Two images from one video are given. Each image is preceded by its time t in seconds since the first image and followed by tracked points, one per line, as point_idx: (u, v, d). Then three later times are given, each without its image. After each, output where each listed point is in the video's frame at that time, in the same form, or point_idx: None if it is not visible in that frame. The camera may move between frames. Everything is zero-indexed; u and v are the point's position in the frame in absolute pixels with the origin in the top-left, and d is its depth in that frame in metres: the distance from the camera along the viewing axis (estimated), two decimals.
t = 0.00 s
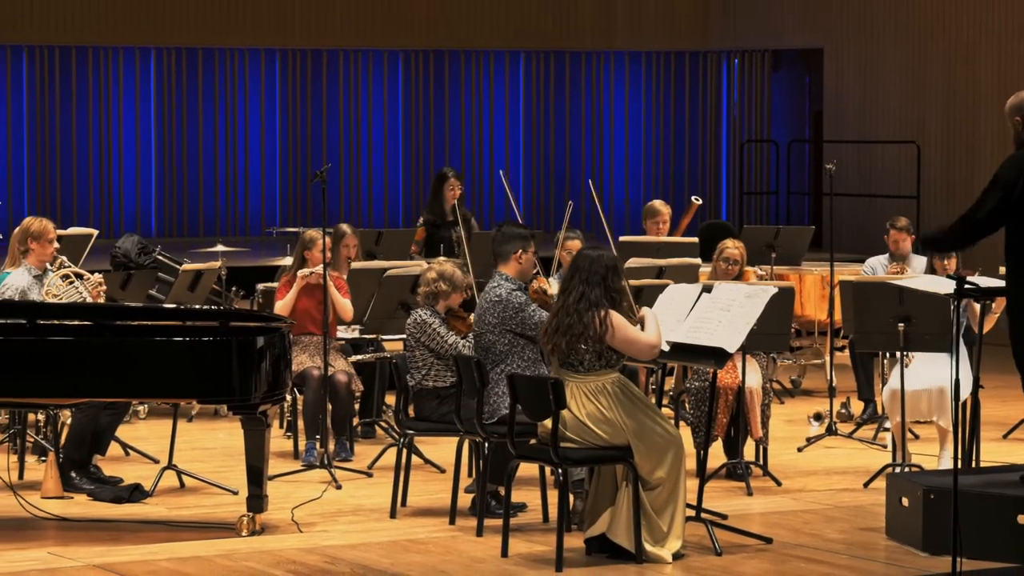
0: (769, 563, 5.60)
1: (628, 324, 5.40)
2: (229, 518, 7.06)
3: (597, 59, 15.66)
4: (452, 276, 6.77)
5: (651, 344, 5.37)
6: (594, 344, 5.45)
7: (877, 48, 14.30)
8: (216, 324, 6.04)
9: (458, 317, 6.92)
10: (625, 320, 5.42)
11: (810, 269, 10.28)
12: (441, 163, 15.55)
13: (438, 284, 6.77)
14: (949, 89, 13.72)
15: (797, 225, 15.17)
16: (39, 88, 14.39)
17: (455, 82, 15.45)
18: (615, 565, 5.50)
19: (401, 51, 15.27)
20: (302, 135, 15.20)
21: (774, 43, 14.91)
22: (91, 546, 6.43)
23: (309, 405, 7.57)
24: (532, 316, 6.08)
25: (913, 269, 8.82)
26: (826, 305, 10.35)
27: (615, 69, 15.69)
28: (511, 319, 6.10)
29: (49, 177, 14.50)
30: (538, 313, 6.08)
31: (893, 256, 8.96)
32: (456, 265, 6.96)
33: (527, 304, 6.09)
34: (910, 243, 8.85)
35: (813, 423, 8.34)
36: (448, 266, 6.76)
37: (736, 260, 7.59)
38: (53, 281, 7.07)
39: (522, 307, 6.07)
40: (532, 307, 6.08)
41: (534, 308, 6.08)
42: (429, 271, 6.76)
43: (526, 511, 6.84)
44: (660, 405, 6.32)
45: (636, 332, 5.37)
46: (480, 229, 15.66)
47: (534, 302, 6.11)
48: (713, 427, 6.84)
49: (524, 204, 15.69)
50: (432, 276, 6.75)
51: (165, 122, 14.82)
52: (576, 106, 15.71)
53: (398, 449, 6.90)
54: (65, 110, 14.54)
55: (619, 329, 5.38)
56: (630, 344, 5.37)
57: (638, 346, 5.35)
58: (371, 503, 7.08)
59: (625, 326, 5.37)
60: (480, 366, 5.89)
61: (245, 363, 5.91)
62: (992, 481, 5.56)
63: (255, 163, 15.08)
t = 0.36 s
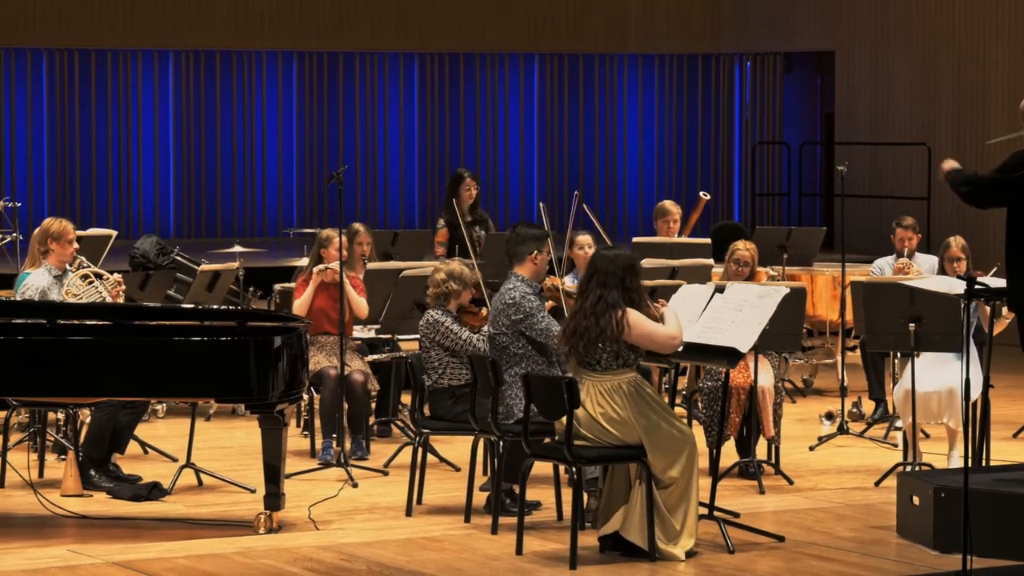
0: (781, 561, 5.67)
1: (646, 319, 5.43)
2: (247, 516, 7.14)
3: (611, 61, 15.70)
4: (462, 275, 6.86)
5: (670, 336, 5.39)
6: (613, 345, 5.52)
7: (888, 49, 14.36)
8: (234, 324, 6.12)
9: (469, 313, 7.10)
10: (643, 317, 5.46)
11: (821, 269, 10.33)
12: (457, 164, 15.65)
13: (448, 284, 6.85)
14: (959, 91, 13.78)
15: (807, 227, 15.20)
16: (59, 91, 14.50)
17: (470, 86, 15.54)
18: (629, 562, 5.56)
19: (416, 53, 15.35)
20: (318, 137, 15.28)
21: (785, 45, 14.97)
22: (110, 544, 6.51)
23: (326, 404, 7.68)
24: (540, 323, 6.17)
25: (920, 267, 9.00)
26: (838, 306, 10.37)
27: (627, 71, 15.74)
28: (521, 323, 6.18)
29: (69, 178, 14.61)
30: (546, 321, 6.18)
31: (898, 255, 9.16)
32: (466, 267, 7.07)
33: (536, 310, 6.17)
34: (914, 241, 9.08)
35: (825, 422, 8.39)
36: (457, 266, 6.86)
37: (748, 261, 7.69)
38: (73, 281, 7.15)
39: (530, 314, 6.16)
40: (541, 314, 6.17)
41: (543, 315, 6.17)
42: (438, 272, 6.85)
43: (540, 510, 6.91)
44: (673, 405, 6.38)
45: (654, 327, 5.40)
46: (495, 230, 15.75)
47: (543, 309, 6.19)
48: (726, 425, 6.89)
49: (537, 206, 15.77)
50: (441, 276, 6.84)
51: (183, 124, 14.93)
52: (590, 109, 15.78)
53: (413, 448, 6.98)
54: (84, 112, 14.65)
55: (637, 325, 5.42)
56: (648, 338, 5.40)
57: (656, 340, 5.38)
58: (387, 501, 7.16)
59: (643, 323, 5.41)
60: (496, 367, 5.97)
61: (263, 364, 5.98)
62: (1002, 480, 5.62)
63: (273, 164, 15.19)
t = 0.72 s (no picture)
0: (791, 558, 5.74)
1: (663, 328, 5.52)
2: (263, 514, 7.23)
3: (623, 64, 15.78)
4: (478, 277, 6.94)
5: (685, 346, 5.49)
6: (628, 353, 5.62)
7: (897, 52, 14.43)
8: (250, 324, 6.20)
9: (481, 315, 7.11)
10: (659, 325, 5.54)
11: (831, 270, 10.40)
12: (470, 165, 15.75)
13: (464, 286, 6.93)
14: (968, 93, 13.88)
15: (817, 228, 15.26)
16: (77, 94, 14.62)
17: (483, 89, 15.62)
18: (641, 560, 5.64)
19: (430, 57, 15.43)
20: (333, 139, 15.38)
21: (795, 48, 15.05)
22: (128, 541, 6.60)
23: (341, 402, 7.78)
24: (546, 329, 6.20)
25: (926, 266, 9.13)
26: (848, 306, 10.43)
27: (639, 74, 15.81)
28: (529, 326, 6.23)
29: (87, 180, 14.72)
30: (551, 331, 6.20)
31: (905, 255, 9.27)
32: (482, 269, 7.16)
33: (546, 315, 6.20)
34: (920, 241, 9.18)
35: (835, 421, 8.46)
36: (474, 268, 6.94)
37: (757, 263, 7.76)
38: (91, 281, 7.24)
39: (540, 318, 6.19)
40: (550, 320, 6.20)
41: (550, 322, 6.20)
42: (455, 272, 6.92)
43: (553, 508, 6.99)
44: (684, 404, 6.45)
45: (669, 336, 5.49)
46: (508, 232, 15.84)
47: (553, 315, 6.22)
48: (737, 424, 6.96)
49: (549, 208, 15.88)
50: (458, 277, 6.92)
51: (199, 127, 15.04)
52: (602, 111, 15.86)
53: (426, 446, 7.05)
54: (102, 114, 14.76)
55: (653, 333, 5.51)
56: (664, 345, 5.50)
57: (672, 348, 5.48)
58: (401, 499, 7.24)
59: (660, 331, 5.49)
60: (508, 366, 6.04)
61: (278, 361, 6.05)
62: (1009, 479, 5.70)
63: (288, 166, 15.29)
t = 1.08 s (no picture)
0: (802, 556, 5.79)
1: (663, 338, 5.52)
2: (279, 511, 7.31)
3: (636, 66, 15.86)
4: (487, 273, 7.00)
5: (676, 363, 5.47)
6: (633, 358, 5.69)
7: (907, 54, 14.57)
8: (266, 324, 6.26)
9: (494, 313, 7.16)
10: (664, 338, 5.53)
11: (841, 270, 10.49)
12: (484, 166, 15.83)
13: (473, 283, 6.99)
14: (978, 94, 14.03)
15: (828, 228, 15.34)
16: (95, 96, 14.73)
17: (497, 91, 15.71)
18: (653, 558, 5.69)
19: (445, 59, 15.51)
20: (349, 141, 15.46)
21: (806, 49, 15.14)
22: (144, 538, 6.68)
23: (356, 401, 7.84)
24: (548, 333, 6.24)
25: (934, 266, 9.21)
26: (858, 306, 10.51)
27: (652, 76, 15.89)
28: (535, 327, 6.29)
29: (104, 181, 14.83)
30: (552, 335, 6.24)
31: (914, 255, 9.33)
32: (492, 266, 7.22)
33: (551, 317, 6.26)
34: (930, 241, 9.27)
35: (845, 420, 8.51)
36: (483, 265, 7.00)
37: (767, 264, 7.83)
38: (108, 281, 7.31)
39: (545, 319, 6.25)
40: (554, 322, 6.25)
41: (552, 327, 6.24)
42: (463, 271, 7.00)
43: (566, 506, 7.05)
44: (696, 403, 6.51)
45: (666, 348, 5.49)
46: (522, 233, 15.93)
47: (559, 317, 6.26)
48: (748, 423, 7.03)
49: (563, 208, 15.94)
50: (467, 275, 6.99)
51: (215, 128, 15.12)
52: (615, 112, 15.94)
53: (440, 445, 7.12)
54: (119, 116, 14.86)
55: (653, 342, 5.52)
56: (659, 359, 5.51)
57: (665, 361, 5.48)
58: (415, 497, 7.31)
59: (658, 341, 5.50)
60: (522, 366, 6.10)
61: (294, 361, 6.11)
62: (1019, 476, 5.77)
63: (304, 167, 15.38)
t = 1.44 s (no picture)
0: (816, 553, 5.84)
1: (669, 329, 5.59)
2: (298, 509, 7.38)
3: (652, 68, 15.91)
4: (504, 274, 7.10)
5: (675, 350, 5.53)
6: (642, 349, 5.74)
7: (922, 56, 14.67)
8: (284, 323, 6.32)
9: (511, 314, 7.22)
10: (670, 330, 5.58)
11: (856, 270, 10.55)
12: (501, 167, 15.90)
13: (490, 283, 7.09)
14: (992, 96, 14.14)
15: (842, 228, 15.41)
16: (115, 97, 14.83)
17: (514, 93, 15.76)
18: (668, 556, 5.75)
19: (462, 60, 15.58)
20: (368, 142, 15.55)
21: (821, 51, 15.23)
22: (165, 536, 6.75)
23: (374, 400, 7.90)
24: (558, 325, 6.30)
25: (950, 266, 9.25)
26: (872, 306, 10.57)
27: (667, 78, 15.94)
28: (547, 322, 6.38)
29: (125, 181, 14.93)
30: (561, 326, 6.29)
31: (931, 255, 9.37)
32: (508, 267, 7.30)
33: (562, 309, 6.32)
34: (946, 241, 9.31)
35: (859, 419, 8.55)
36: (499, 266, 7.10)
37: (782, 264, 7.89)
38: (129, 281, 7.39)
39: (555, 311, 6.32)
40: (563, 314, 6.30)
41: (561, 318, 6.30)
42: (481, 271, 7.10)
43: (582, 504, 7.11)
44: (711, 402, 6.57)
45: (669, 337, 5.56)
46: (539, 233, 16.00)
47: (569, 309, 6.33)
48: (763, 422, 7.08)
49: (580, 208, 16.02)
50: (484, 275, 7.09)
51: (235, 130, 15.23)
52: (632, 114, 16.00)
53: (457, 444, 7.18)
54: (140, 117, 14.95)
55: (659, 334, 5.59)
56: (664, 347, 5.56)
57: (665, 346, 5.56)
58: (432, 495, 7.38)
59: (664, 332, 5.57)
60: (538, 364, 6.14)
61: (313, 362, 6.18)
62: None
63: (322, 168, 15.47)
